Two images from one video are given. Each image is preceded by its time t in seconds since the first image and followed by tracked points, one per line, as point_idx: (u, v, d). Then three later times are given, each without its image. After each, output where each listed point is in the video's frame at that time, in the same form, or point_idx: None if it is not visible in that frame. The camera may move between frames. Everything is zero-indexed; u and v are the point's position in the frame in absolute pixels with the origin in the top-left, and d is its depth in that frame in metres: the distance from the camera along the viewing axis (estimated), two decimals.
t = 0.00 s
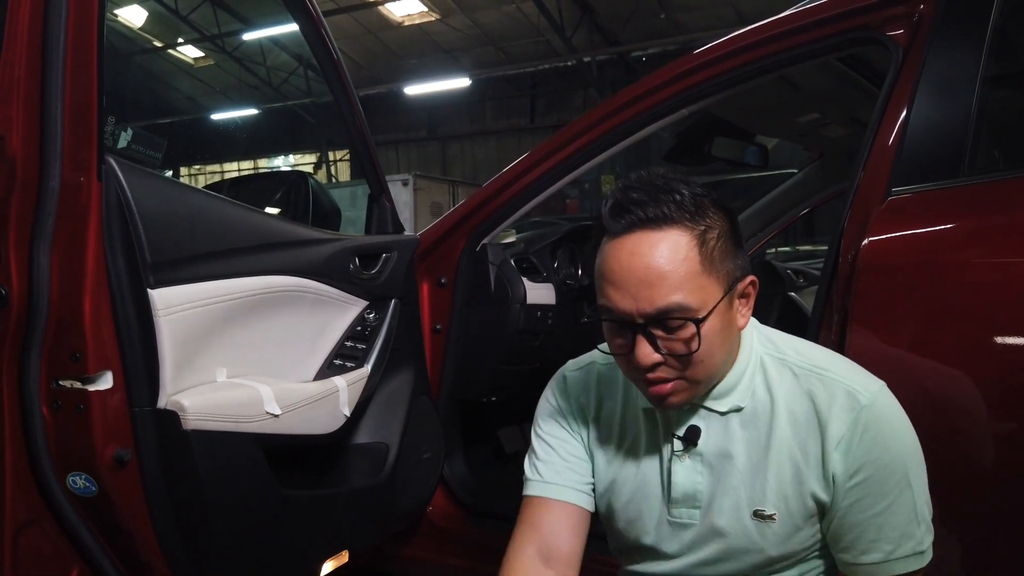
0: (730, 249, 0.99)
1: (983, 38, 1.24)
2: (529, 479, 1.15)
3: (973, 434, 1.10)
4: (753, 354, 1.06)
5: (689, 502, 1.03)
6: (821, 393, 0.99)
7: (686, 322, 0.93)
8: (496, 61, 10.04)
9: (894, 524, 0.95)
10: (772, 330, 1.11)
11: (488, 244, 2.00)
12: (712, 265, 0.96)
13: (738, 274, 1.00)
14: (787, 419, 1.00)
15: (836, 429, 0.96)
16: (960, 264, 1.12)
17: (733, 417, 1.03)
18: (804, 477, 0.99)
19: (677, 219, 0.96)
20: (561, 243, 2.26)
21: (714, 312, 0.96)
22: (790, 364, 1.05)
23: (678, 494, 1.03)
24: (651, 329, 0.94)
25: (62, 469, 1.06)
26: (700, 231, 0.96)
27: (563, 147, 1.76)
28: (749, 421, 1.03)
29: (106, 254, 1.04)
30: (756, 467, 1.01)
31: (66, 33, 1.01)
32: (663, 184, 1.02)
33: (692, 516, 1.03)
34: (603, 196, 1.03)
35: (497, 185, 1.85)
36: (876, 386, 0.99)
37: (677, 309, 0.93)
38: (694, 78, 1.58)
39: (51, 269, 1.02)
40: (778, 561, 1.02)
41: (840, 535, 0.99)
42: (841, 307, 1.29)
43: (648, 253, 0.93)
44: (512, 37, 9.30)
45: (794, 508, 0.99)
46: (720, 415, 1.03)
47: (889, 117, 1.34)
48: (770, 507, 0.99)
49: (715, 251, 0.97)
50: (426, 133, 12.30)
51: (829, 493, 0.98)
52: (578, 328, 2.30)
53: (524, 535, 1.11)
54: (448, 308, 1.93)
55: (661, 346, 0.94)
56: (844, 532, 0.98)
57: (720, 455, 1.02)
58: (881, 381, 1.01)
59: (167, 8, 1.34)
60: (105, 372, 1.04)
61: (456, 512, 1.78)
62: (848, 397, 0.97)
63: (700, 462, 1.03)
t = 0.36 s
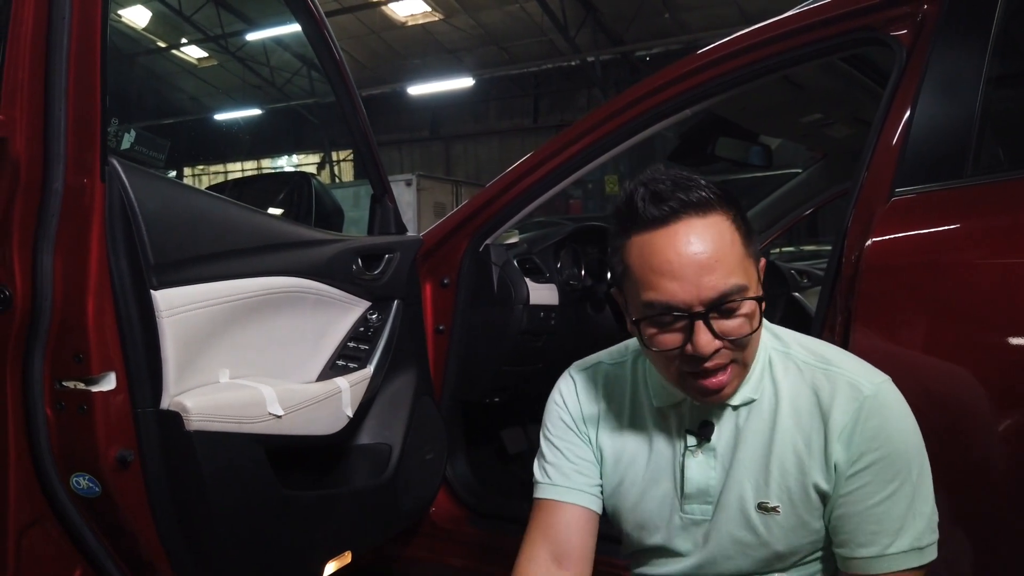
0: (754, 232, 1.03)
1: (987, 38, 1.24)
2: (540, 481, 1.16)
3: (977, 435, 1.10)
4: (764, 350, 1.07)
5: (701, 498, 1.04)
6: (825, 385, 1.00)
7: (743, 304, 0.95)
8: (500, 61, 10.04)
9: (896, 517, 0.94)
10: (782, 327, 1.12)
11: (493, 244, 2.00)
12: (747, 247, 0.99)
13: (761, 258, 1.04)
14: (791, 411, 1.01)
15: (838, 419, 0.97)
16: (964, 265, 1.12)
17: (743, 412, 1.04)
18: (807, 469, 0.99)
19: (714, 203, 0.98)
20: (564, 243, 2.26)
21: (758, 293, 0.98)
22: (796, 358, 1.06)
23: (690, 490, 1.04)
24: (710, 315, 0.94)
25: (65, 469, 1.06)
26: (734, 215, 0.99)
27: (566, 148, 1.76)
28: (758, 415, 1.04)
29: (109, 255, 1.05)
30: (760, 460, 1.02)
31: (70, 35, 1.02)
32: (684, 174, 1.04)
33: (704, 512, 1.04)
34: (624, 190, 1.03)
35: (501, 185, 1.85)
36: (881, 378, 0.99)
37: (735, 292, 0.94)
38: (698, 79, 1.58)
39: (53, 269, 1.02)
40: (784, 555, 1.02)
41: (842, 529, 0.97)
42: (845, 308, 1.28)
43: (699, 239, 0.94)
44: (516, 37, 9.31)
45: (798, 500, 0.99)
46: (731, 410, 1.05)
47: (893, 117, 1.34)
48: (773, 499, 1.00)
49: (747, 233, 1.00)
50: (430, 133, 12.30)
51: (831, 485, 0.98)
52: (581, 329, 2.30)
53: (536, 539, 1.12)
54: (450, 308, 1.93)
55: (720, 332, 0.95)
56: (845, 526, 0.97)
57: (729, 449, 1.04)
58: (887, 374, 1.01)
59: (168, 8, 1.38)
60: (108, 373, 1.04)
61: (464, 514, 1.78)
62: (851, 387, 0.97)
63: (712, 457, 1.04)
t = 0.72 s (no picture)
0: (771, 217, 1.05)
1: (987, 38, 1.24)
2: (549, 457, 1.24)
3: (983, 433, 1.10)
4: (772, 343, 1.08)
5: (694, 484, 1.06)
6: (828, 385, 0.99)
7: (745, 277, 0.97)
8: (503, 61, 10.04)
9: (889, 524, 0.94)
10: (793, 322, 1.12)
11: (493, 244, 2.00)
12: (759, 228, 1.01)
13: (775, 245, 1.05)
14: (791, 410, 1.02)
15: (835, 419, 0.97)
16: (966, 265, 1.12)
17: (743, 401, 1.06)
18: (801, 467, 0.99)
19: (734, 178, 1.01)
20: (566, 243, 2.26)
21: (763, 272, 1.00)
22: (804, 355, 1.05)
23: (683, 475, 1.06)
24: (709, 282, 0.97)
25: (66, 469, 1.06)
26: (752, 197, 1.01)
27: (567, 148, 1.76)
28: (757, 408, 1.05)
29: (110, 256, 1.05)
30: (756, 455, 1.03)
31: (70, 37, 1.02)
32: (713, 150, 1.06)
33: (697, 499, 1.06)
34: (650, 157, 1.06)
35: (503, 184, 1.86)
36: (888, 383, 0.98)
37: (737, 263, 0.96)
38: (698, 78, 1.58)
39: (54, 271, 1.02)
40: (774, 552, 1.02)
41: (836, 532, 0.98)
42: (845, 307, 1.28)
43: (709, 206, 0.97)
44: (519, 37, 9.32)
45: (790, 497, 0.99)
46: (731, 398, 1.06)
47: (893, 116, 1.33)
48: (766, 494, 1.01)
49: (762, 214, 1.02)
50: (432, 133, 12.31)
51: (825, 486, 0.98)
52: (583, 329, 2.30)
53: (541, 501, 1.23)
54: (451, 309, 1.93)
55: (717, 300, 0.97)
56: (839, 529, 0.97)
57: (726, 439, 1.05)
58: (897, 380, 1.00)
59: (173, 8, 1.36)
60: (108, 373, 1.04)
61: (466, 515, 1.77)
62: (853, 390, 0.97)
63: (709, 445, 1.06)
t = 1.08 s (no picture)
0: (755, 229, 1.05)
1: (986, 38, 1.24)
2: (565, 472, 1.25)
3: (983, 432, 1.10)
4: (773, 349, 1.08)
5: (694, 490, 1.07)
6: (833, 395, 0.99)
7: (693, 284, 0.99)
8: (504, 61, 10.04)
9: (891, 536, 0.96)
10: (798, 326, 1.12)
11: (493, 244, 2.01)
12: (728, 238, 1.01)
13: (757, 257, 1.04)
14: (796, 419, 1.01)
15: (842, 430, 0.97)
16: (966, 264, 1.12)
17: (744, 408, 1.06)
18: (806, 477, 0.99)
19: (705, 189, 1.03)
20: (566, 243, 2.27)
21: (723, 282, 1.00)
22: (810, 362, 1.05)
23: (683, 480, 1.07)
24: (657, 287, 1.01)
25: (66, 468, 1.07)
26: (726, 205, 1.03)
27: (567, 148, 1.76)
28: (761, 416, 1.05)
29: (110, 255, 1.05)
30: (760, 463, 1.02)
31: (70, 37, 1.03)
32: (704, 159, 1.08)
33: (699, 505, 1.06)
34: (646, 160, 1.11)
35: (504, 184, 1.86)
36: (893, 393, 0.98)
37: (685, 271, 0.99)
38: (697, 79, 1.58)
39: (54, 271, 1.03)
40: (778, 561, 1.03)
41: (838, 541, 0.99)
42: (845, 307, 1.28)
43: (666, 214, 1.01)
44: (520, 38, 9.33)
45: (796, 507, 0.99)
46: (731, 405, 1.06)
47: (892, 117, 1.34)
48: (770, 504, 1.01)
49: (736, 225, 1.03)
50: (434, 134, 12.31)
51: (829, 496, 0.98)
52: (583, 328, 2.30)
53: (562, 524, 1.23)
54: (452, 309, 1.94)
55: (663, 305, 1.00)
56: (840, 538, 0.99)
57: (728, 447, 1.05)
58: (903, 391, 1.00)
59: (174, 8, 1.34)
60: (109, 372, 1.05)
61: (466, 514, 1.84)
62: (860, 401, 0.97)
63: (708, 450, 1.06)
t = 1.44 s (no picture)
0: (742, 235, 1.04)
1: (985, 38, 1.24)
2: (566, 473, 1.25)
3: (982, 428, 1.10)
4: (772, 351, 1.08)
5: (692, 491, 1.07)
6: (830, 396, 0.99)
7: (677, 292, 0.99)
8: (505, 61, 10.05)
9: (886, 535, 0.96)
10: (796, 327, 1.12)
11: (493, 244, 2.01)
12: (713, 245, 1.01)
13: (745, 263, 1.04)
14: (793, 419, 1.02)
15: (838, 431, 0.97)
16: (966, 262, 1.12)
17: (743, 410, 1.06)
18: (803, 478, 0.99)
19: (689, 198, 1.03)
20: (566, 243, 2.27)
21: (708, 289, 1.00)
22: (807, 364, 1.05)
23: (681, 481, 1.08)
24: (643, 295, 1.01)
25: (67, 466, 1.07)
26: (709, 213, 1.03)
27: (567, 148, 1.77)
28: (759, 417, 1.05)
29: (110, 253, 1.06)
30: (758, 464, 1.03)
31: (71, 38, 1.03)
32: (690, 168, 1.08)
33: (696, 506, 1.07)
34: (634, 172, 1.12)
35: (504, 184, 1.86)
36: (889, 394, 0.98)
37: (668, 280, 0.99)
38: (696, 78, 1.59)
39: (55, 271, 1.03)
40: (778, 560, 1.03)
41: (829, 541, 0.99)
42: (843, 306, 1.29)
43: (649, 224, 1.02)
44: (521, 38, 9.34)
45: (794, 508, 1.00)
46: (730, 407, 1.06)
47: (891, 116, 1.34)
48: (768, 505, 1.01)
49: (721, 232, 1.02)
50: (435, 134, 12.32)
51: (825, 496, 0.99)
52: (583, 328, 2.31)
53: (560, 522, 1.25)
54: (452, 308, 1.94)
55: (650, 312, 1.01)
56: (831, 537, 0.99)
57: (727, 448, 1.05)
58: (900, 392, 1.00)
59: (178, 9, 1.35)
60: (109, 371, 1.05)
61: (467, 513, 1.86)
62: (856, 402, 0.97)
63: (706, 451, 1.07)
